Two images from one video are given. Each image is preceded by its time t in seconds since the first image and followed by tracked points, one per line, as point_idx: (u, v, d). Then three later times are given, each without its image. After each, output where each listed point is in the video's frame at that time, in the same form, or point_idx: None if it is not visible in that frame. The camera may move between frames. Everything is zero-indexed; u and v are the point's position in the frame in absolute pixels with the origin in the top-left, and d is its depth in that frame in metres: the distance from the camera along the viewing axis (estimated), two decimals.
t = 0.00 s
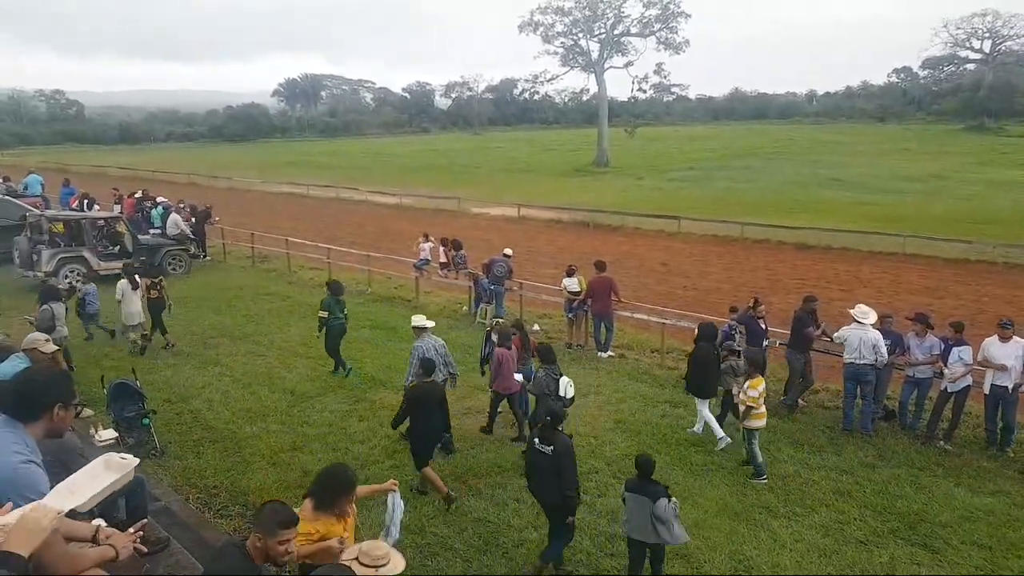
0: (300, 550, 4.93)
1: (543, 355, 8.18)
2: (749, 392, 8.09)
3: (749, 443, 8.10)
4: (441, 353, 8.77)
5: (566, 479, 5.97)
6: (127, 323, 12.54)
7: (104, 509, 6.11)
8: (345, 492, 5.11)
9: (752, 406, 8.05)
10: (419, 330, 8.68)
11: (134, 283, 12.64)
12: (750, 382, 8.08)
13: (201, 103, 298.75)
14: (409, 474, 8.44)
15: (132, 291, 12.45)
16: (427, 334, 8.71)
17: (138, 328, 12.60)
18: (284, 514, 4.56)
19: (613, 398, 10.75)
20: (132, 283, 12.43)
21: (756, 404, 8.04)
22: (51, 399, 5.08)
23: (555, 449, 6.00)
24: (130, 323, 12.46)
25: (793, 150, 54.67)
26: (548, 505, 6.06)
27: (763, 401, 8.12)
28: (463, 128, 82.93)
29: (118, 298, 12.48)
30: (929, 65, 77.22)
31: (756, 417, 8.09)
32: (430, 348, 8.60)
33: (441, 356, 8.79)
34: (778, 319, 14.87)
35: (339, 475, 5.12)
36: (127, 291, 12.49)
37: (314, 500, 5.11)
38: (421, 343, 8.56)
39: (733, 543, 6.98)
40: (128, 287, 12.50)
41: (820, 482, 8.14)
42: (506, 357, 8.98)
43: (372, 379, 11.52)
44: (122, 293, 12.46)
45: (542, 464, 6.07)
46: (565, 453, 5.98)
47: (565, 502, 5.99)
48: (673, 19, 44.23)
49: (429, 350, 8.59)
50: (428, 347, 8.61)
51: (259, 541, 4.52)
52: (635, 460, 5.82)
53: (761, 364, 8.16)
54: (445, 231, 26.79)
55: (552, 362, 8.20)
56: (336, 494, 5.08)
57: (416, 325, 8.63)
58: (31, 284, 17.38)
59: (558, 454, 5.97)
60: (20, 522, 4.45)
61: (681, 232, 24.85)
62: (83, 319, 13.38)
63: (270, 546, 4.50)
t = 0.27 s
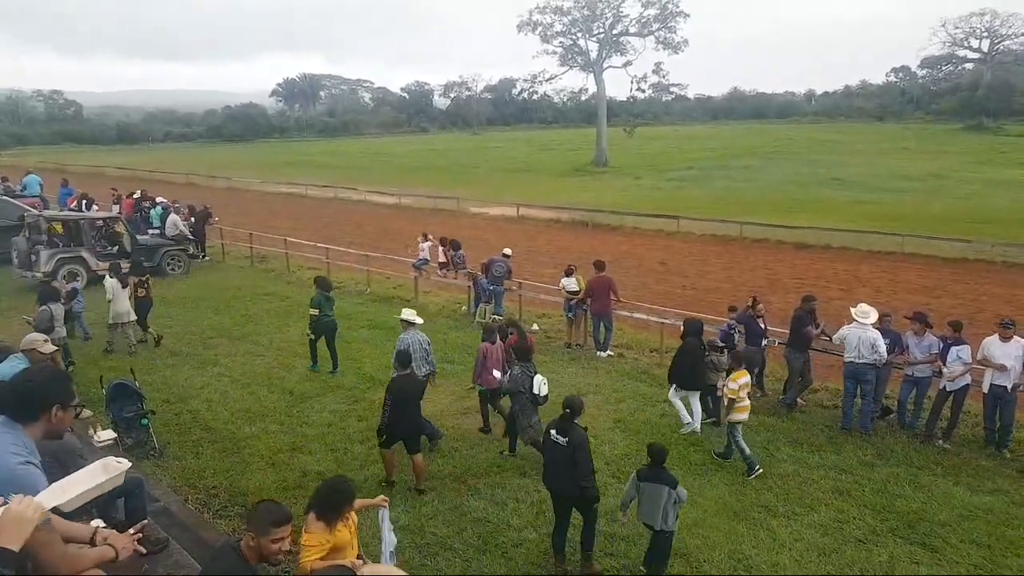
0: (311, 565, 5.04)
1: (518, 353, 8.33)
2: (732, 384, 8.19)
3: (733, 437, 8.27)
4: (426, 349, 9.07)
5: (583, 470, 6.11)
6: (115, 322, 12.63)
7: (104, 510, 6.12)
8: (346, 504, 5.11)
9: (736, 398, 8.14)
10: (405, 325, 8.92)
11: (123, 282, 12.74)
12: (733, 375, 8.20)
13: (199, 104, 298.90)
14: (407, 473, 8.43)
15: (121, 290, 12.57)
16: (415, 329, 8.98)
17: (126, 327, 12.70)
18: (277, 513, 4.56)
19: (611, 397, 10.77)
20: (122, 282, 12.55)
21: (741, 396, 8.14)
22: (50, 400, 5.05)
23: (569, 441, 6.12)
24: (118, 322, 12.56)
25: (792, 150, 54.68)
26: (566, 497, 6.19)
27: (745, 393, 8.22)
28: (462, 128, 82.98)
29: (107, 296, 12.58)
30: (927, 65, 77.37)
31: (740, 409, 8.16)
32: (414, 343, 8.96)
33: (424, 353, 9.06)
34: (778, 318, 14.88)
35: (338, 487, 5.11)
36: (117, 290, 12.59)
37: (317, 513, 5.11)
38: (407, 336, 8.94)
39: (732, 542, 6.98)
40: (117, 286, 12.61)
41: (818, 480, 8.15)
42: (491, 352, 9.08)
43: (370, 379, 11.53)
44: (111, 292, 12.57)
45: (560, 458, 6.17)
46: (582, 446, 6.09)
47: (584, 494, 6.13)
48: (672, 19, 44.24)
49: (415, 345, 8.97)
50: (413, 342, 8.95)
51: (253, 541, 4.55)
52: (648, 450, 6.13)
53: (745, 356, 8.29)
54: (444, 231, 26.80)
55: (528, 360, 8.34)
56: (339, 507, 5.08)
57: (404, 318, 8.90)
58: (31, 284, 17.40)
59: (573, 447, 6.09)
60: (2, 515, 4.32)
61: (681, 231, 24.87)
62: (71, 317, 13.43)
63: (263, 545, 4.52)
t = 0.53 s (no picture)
0: (322, 563, 5.07)
1: (493, 348, 8.52)
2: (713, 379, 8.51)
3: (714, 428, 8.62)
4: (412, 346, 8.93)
5: (613, 465, 6.24)
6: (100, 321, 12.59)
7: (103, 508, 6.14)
8: (368, 505, 5.13)
9: (718, 392, 8.50)
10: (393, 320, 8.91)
11: (106, 280, 12.59)
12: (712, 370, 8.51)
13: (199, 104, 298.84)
14: (406, 473, 8.42)
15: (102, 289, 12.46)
16: (402, 324, 8.95)
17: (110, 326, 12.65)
18: (250, 503, 4.56)
19: (611, 397, 10.75)
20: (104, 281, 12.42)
21: (723, 389, 8.51)
22: (39, 395, 4.85)
23: (599, 437, 6.28)
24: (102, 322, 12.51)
25: (791, 150, 54.64)
26: (593, 489, 6.31)
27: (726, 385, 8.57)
28: (461, 128, 82.91)
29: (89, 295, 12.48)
30: (927, 65, 77.34)
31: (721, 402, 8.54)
32: (399, 338, 8.85)
33: (407, 350, 8.88)
34: (778, 318, 14.86)
35: (361, 488, 5.13)
36: (98, 289, 12.48)
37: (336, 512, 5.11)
38: (392, 331, 8.88)
39: (732, 542, 6.97)
40: (99, 285, 12.48)
41: (817, 480, 8.14)
42: (475, 348, 9.19)
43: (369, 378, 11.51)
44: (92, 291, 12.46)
45: (588, 453, 6.33)
46: (611, 440, 6.24)
47: (614, 488, 6.26)
48: (671, 19, 44.23)
49: (399, 340, 8.83)
50: (397, 337, 8.84)
51: (234, 535, 4.54)
52: (656, 440, 6.45)
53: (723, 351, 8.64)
54: (443, 231, 26.77)
55: (500, 355, 8.47)
56: (359, 508, 5.10)
57: (392, 313, 8.88)
58: (30, 283, 17.37)
59: (605, 442, 6.24)
60: None
61: (680, 232, 24.83)
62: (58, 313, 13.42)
63: (243, 536, 4.52)
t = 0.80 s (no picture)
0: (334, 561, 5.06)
1: (466, 347, 8.60)
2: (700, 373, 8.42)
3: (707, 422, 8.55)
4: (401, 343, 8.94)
5: (641, 456, 6.33)
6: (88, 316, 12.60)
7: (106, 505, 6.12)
8: (386, 507, 5.14)
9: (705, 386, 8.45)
10: (378, 320, 8.93)
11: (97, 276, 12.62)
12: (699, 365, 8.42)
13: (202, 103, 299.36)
14: (407, 472, 8.40)
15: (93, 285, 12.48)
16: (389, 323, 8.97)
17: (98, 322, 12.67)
18: (233, 499, 4.57)
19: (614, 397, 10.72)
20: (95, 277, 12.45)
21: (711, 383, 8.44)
22: None
23: (623, 429, 6.38)
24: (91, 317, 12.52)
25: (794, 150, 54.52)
26: (619, 480, 6.39)
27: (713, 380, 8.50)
28: (464, 128, 82.88)
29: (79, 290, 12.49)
30: (931, 65, 77.12)
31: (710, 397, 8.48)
32: (384, 337, 8.84)
33: (394, 348, 8.87)
34: (781, 318, 14.81)
35: (380, 490, 5.12)
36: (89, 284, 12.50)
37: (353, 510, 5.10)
38: (376, 331, 8.84)
39: (734, 543, 6.94)
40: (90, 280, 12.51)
41: (820, 481, 8.10)
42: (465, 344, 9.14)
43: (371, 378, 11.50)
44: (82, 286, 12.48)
45: (611, 446, 6.41)
46: (636, 432, 6.36)
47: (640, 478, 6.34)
48: (674, 18, 44.16)
49: (383, 339, 8.79)
50: (382, 337, 8.82)
51: (218, 530, 4.54)
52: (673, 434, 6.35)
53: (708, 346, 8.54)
54: (445, 231, 26.75)
55: (476, 354, 8.59)
56: (377, 509, 5.09)
57: (379, 312, 8.92)
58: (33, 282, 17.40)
59: (631, 435, 6.34)
60: None
61: (683, 231, 24.78)
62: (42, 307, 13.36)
63: (229, 530, 4.52)
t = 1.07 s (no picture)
0: (351, 555, 5.08)
1: (450, 341, 8.79)
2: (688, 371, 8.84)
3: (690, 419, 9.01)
4: (394, 340, 9.21)
5: (655, 449, 6.45)
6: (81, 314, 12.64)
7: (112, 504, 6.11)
8: (399, 498, 5.26)
9: (693, 384, 8.88)
10: (371, 315, 9.25)
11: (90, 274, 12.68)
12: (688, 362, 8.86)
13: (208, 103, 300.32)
14: (413, 472, 8.41)
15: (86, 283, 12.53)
16: (383, 319, 9.29)
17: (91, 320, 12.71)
18: (219, 498, 4.69)
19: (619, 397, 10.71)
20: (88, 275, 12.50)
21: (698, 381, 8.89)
22: None
23: (636, 425, 6.53)
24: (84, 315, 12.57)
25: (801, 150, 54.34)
26: (632, 475, 6.51)
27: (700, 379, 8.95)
28: (469, 127, 82.86)
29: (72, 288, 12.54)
30: (938, 65, 76.79)
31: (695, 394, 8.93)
32: (375, 331, 9.16)
33: (387, 342, 9.16)
34: (787, 319, 14.76)
35: (394, 480, 5.27)
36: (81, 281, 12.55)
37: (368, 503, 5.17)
38: (367, 326, 9.20)
39: (740, 544, 6.91)
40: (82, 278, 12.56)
41: (826, 483, 8.06)
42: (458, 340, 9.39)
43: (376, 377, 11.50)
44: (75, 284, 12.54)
45: (625, 440, 6.59)
46: (648, 426, 6.49)
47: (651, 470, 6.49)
48: (680, 18, 44.12)
49: (372, 334, 9.13)
50: (375, 330, 9.16)
51: (202, 529, 4.64)
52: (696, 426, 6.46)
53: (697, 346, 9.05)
54: (450, 231, 26.76)
55: (458, 348, 8.74)
56: (391, 500, 5.21)
57: (374, 307, 9.26)
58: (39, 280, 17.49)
59: (643, 430, 6.49)
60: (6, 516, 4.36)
61: (689, 232, 24.75)
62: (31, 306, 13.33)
63: (214, 530, 4.65)
